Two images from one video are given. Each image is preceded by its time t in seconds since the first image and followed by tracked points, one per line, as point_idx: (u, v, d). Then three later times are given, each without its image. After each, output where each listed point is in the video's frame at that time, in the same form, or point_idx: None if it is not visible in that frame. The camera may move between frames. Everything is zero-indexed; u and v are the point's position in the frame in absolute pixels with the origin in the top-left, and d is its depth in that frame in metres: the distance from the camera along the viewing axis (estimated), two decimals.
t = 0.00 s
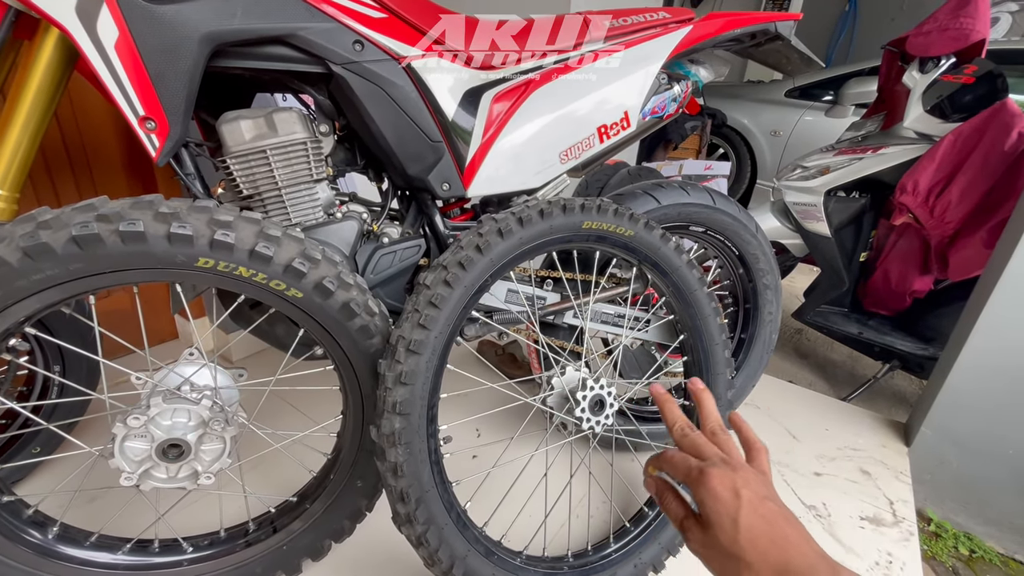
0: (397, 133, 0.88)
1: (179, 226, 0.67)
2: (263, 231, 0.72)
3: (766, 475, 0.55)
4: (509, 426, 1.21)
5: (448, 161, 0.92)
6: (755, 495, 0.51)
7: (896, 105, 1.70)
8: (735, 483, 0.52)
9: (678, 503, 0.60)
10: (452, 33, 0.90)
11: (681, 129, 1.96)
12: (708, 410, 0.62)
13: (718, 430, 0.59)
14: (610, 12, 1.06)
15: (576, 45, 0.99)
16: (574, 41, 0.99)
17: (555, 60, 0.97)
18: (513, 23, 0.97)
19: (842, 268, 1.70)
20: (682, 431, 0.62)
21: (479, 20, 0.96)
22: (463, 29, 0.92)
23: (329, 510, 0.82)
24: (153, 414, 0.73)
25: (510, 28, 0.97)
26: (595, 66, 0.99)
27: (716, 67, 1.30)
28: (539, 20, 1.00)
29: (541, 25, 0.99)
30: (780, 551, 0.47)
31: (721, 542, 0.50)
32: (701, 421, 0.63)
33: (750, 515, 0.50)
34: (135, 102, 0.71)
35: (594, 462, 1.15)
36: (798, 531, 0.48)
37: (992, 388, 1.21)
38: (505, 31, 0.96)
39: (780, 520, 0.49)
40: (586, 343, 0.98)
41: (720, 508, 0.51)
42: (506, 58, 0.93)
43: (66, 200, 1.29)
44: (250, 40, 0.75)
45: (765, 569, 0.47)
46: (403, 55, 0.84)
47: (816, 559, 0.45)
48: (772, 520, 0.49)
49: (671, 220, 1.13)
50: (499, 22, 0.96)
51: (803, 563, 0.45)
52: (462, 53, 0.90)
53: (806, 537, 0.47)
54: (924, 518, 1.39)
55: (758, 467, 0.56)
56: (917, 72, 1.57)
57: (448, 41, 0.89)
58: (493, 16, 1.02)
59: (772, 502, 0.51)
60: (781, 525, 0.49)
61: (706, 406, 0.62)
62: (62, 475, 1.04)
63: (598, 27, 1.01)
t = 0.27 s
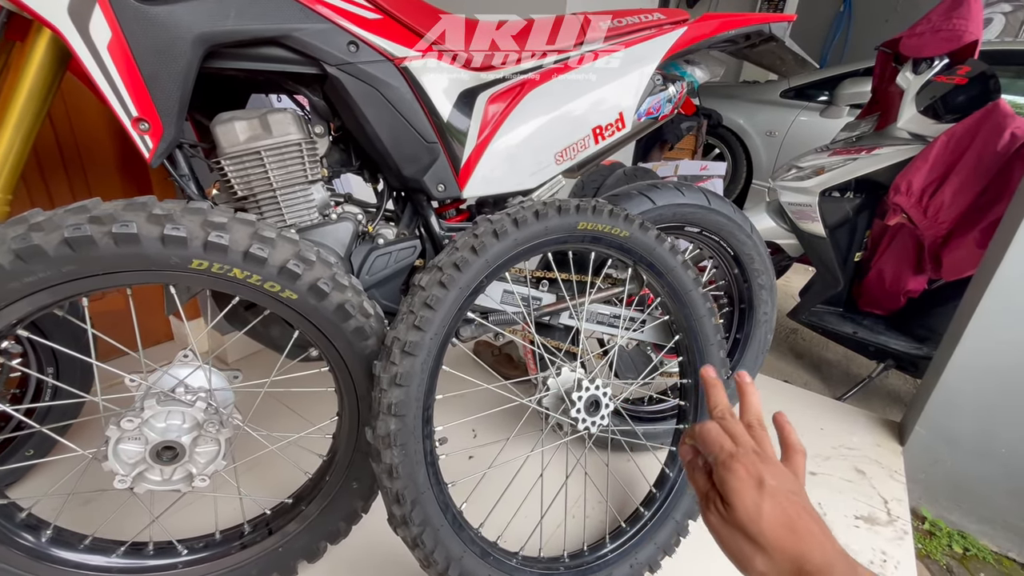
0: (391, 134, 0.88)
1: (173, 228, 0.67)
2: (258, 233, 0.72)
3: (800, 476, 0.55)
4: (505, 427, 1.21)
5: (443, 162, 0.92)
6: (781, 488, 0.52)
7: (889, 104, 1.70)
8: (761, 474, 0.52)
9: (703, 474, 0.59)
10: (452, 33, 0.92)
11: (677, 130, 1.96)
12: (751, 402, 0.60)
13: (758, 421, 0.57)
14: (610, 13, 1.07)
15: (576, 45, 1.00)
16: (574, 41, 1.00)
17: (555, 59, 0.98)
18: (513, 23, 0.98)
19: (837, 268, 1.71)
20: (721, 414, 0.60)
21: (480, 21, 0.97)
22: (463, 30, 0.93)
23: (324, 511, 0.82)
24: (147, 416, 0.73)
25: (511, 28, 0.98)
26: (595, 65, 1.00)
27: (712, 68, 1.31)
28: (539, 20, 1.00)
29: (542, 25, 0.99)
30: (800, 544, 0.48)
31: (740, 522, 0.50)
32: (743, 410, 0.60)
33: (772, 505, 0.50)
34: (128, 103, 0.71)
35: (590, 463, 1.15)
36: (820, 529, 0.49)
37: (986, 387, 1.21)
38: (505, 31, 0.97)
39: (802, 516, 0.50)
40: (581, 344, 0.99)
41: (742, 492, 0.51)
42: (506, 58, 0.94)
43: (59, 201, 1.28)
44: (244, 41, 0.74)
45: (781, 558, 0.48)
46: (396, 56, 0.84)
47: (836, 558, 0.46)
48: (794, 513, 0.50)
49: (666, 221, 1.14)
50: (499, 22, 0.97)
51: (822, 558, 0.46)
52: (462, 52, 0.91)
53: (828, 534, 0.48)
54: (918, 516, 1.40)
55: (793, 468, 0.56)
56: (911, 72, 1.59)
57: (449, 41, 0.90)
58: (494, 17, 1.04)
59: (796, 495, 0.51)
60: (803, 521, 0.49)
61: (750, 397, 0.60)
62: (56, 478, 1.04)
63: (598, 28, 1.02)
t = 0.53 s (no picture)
0: (385, 133, 0.87)
1: (165, 228, 0.66)
2: (250, 232, 0.71)
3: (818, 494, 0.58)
4: (500, 427, 1.21)
5: (438, 161, 0.92)
6: (797, 502, 0.53)
7: (883, 104, 1.72)
8: (777, 487, 0.54)
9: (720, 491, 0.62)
10: (452, 33, 0.91)
11: (673, 130, 1.97)
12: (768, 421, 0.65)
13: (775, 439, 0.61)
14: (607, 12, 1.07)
15: (576, 42, 1.00)
16: (574, 39, 1.00)
17: (555, 58, 0.98)
18: (513, 23, 0.97)
19: (832, 268, 1.72)
20: (738, 433, 0.65)
21: (480, 21, 0.96)
22: (463, 30, 0.93)
23: (319, 512, 0.81)
24: (139, 417, 0.72)
25: (511, 28, 0.97)
26: (595, 65, 1.00)
27: (707, 69, 1.31)
28: (539, 20, 1.00)
29: (542, 25, 0.99)
30: (817, 556, 0.48)
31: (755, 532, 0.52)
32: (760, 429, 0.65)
33: (789, 517, 0.52)
34: (119, 101, 0.70)
35: (586, 462, 1.15)
36: (837, 541, 0.49)
37: (980, 386, 1.22)
38: (506, 31, 0.96)
39: (820, 529, 0.51)
40: (576, 344, 0.98)
41: (758, 504, 0.53)
42: (506, 58, 0.94)
43: (50, 200, 1.27)
44: (236, 39, 0.74)
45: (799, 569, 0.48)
46: (390, 55, 0.84)
47: (854, 569, 0.47)
48: (810, 527, 0.51)
49: (661, 220, 1.14)
50: (499, 22, 0.96)
51: (839, 568, 0.47)
52: (462, 52, 0.91)
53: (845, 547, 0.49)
54: (913, 515, 1.40)
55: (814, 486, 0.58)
56: (904, 72, 1.59)
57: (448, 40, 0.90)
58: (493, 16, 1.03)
59: (811, 509, 0.52)
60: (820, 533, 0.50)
61: (769, 416, 0.64)
62: (47, 480, 1.03)
63: (598, 27, 1.02)
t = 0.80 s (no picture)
0: (381, 133, 0.87)
1: (161, 227, 0.66)
2: (247, 232, 0.72)
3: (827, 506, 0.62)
4: (497, 427, 1.21)
5: (434, 161, 0.92)
6: (801, 502, 0.57)
7: (878, 106, 1.72)
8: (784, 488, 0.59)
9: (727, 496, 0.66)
10: (452, 33, 0.92)
11: (670, 130, 1.98)
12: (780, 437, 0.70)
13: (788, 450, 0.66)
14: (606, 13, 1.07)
15: (576, 42, 1.00)
16: (574, 39, 1.00)
17: (555, 57, 0.98)
18: (513, 23, 0.99)
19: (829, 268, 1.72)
20: (750, 444, 0.70)
21: (480, 22, 0.98)
22: (463, 30, 0.93)
23: (315, 511, 0.81)
24: (135, 416, 0.72)
25: (511, 28, 0.98)
26: (595, 65, 1.01)
27: (703, 69, 1.31)
28: (539, 20, 1.01)
29: (541, 25, 1.00)
30: (820, 552, 0.52)
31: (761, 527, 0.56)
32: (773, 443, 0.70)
33: (793, 515, 0.56)
34: (116, 101, 0.70)
35: (583, 462, 1.15)
36: (840, 539, 0.53)
37: (976, 385, 1.22)
38: (506, 31, 0.97)
39: (823, 527, 0.55)
40: (572, 343, 0.99)
41: (766, 502, 0.58)
42: (506, 58, 0.94)
43: (48, 199, 1.27)
44: (233, 40, 0.74)
45: (802, 562, 0.52)
46: (386, 55, 0.84)
47: (856, 566, 0.50)
48: (815, 526, 0.55)
49: (658, 220, 1.14)
50: (500, 23, 0.98)
51: (841, 564, 0.50)
52: (462, 52, 0.91)
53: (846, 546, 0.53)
54: (909, 514, 1.41)
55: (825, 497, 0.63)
56: (900, 73, 1.59)
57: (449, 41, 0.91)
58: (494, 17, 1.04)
59: (813, 510, 0.57)
60: (823, 531, 0.54)
61: (782, 431, 0.70)
62: (44, 479, 1.03)
63: (597, 27, 1.02)
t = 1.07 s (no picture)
0: (380, 134, 0.88)
1: (159, 228, 0.67)
2: (245, 233, 0.72)
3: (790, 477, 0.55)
4: (494, 426, 1.21)
5: (432, 162, 0.93)
6: (773, 490, 0.52)
7: (876, 108, 1.72)
8: (752, 474, 0.52)
9: (694, 479, 0.59)
10: (452, 33, 0.94)
11: (668, 131, 2.00)
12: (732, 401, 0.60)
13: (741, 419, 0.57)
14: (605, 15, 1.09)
15: (576, 43, 1.02)
16: (574, 39, 1.02)
17: (555, 58, 0.99)
18: (514, 24, 1.01)
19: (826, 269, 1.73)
20: (705, 416, 0.60)
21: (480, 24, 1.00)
22: (463, 32, 0.96)
23: (313, 510, 0.82)
24: (134, 416, 0.73)
25: (511, 29, 1.00)
26: (594, 65, 1.01)
27: (701, 71, 1.32)
28: (539, 21, 1.03)
29: (542, 26, 1.02)
30: (797, 547, 0.48)
31: (737, 527, 0.50)
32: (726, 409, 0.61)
33: (767, 508, 0.50)
34: (115, 103, 0.71)
35: (580, 462, 1.15)
36: (815, 531, 0.49)
37: (971, 385, 1.23)
38: (506, 32, 0.99)
39: (797, 520, 0.50)
40: (569, 344, 0.99)
41: (739, 497, 0.51)
42: (506, 58, 0.95)
43: (48, 200, 1.28)
44: (231, 42, 0.75)
45: (779, 561, 0.48)
46: (384, 58, 0.85)
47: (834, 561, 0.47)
48: (790, 519, 0.50)
49: (655, 221, 1.15)
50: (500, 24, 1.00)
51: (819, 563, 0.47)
52: (462, 52, 0.93)
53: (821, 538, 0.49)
54: (905, 514, 1.41)
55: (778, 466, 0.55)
56: (896, 75, 1.60)
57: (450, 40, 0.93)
58: (495, 17, 1.06)
59: (788, 498, 0.51)
60: (798, 523, 0.50)
61: (732, 396, 0.60)
62: (43, 479, 1.03)
63: (597, 29, 1.04)
